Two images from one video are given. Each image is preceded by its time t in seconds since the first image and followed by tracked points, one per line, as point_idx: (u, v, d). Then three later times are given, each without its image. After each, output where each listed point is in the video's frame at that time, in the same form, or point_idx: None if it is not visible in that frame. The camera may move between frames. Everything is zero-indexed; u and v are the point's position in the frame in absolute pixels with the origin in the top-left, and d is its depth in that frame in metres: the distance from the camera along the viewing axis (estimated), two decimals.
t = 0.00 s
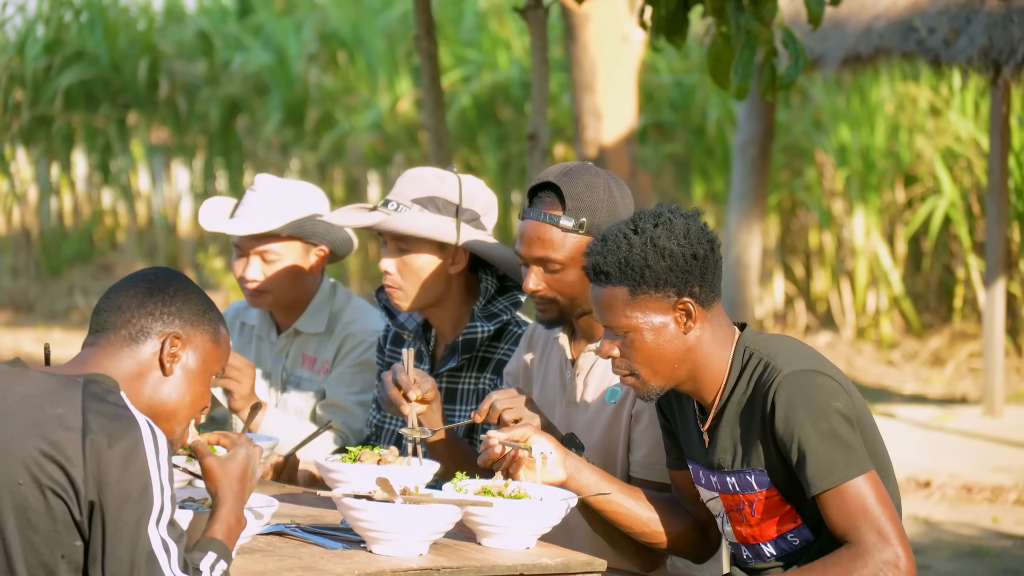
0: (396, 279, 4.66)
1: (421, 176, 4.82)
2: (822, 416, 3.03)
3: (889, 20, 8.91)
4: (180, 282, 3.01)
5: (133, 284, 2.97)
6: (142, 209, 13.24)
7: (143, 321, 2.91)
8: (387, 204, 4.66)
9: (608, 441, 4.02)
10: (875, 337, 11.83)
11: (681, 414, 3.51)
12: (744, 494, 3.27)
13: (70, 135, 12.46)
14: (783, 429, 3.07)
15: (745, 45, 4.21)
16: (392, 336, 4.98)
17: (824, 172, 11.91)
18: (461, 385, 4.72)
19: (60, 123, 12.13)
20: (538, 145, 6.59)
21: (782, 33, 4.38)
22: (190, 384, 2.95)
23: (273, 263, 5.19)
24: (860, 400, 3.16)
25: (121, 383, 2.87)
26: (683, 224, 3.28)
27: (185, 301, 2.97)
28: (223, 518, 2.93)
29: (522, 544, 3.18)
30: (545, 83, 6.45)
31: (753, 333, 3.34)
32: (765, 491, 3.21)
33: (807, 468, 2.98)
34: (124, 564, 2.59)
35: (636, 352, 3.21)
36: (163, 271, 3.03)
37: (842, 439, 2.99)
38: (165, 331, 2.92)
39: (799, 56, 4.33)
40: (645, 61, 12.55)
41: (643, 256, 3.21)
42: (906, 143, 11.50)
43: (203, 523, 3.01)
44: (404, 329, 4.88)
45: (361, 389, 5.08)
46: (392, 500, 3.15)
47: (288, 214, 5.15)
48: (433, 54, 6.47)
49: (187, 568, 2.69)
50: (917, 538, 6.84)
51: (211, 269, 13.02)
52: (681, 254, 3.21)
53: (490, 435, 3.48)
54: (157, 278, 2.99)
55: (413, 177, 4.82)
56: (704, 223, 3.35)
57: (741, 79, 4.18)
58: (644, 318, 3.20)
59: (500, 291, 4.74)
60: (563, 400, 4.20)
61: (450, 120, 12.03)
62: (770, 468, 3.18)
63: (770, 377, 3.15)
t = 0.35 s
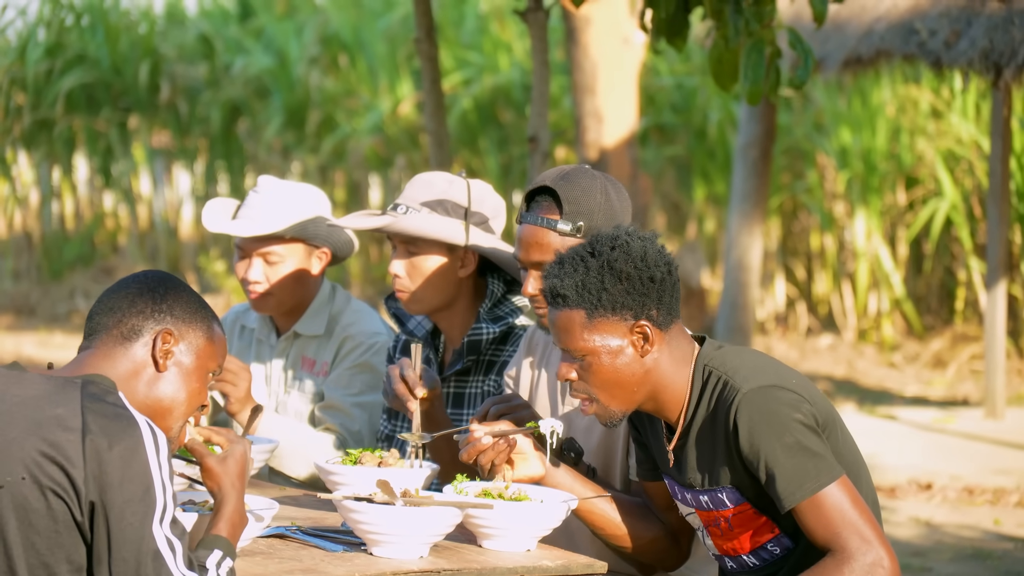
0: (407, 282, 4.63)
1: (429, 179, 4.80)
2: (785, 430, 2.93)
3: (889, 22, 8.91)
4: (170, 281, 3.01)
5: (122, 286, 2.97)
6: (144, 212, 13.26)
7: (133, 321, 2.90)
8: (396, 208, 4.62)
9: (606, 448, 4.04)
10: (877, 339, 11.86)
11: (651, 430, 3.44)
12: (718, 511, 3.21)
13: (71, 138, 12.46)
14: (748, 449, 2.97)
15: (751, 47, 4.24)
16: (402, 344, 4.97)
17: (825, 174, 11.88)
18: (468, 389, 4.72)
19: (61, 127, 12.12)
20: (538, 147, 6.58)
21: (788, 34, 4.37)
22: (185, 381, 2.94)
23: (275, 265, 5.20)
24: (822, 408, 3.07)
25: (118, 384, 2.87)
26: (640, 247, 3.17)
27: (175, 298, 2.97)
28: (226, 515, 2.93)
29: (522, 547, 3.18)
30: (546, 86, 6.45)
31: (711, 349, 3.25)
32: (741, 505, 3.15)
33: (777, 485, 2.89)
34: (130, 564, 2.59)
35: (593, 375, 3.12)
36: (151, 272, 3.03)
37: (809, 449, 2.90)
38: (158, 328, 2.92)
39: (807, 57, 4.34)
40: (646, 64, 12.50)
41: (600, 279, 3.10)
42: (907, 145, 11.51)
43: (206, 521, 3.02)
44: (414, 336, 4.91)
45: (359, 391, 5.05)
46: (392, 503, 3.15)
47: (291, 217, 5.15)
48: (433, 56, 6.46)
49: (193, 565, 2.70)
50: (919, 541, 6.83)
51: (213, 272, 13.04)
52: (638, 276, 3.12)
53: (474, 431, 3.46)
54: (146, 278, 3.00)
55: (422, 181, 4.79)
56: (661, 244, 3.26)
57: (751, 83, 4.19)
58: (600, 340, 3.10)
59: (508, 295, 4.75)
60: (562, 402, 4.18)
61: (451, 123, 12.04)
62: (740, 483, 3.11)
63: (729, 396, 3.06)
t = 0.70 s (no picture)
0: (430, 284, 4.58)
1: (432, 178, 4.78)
2: (755, 442, 2.91)
3: (890, 23, 8.90)
4: (177, 285, 3.01)
5: (129, 287, 2.98)
6: (146, 213, 13.27)
7: (136, 323, 2.91)
8: (422, 210, 4.55)
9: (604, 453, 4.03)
10: (879, 339, 11.86)
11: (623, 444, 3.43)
12: (696, 523, 3.19)
13: (73, 140, 12.46)
14: (720, 466, 2.94)
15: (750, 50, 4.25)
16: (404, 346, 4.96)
17: (827, 174, 11.84)
18: (473, 387, 4.70)
19: (63, 128, 12.13)
20: (539, 148, 6.58)
21: (785, 37, 4.38)
22: (185, 385, 2.94)
23: (276, 261, 5.21)
24: (789, 414, 3.07)
25: (119, 385, 2.88)
26: (606, 270, 3.17)
27: (180, 303, 2.97)
28: (230, 507, 2.95)
29: (524, 548, 3.18)
30: (546, 87, 6.45)
31: (673, 364, 3.24)
32: (718, 516, 3.14)
33: (757, 496, 2.87)
34: (137, 562, 2.59)
35: (548, 391, 3.15)
36: (159, 276, 3.03)
37: (785, 455, 2.88)
38: (160, 332, 2.92)
39: (801, 60, 4.32)
40: (647, 65, 12.52)
41: (558, 298, 3.11)
42: (908, 146, 11.51)
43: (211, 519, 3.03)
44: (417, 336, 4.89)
45: (361, 391, 5.04)
46: (393, 504, 3.15)
47: (291, 211, 5.15)
48: (434, 57, 6.46)
49: (201, 559, 2.71)
50: (920, 541, 6.83)
51: (214, 274, 13.04)
52: (596, 302, 3.11)
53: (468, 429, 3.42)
54: (154, 280, 3.00)
55: (433, 180, 4.74)
56: (630, 267, 3.25)
57: (745, 85, 4.17)
58: (552, 358, 3.12)
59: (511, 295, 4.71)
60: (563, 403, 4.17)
61: (452, 124, 12.05)
62: (715, 496, 3.10)
63: (696, 413, 3.03)
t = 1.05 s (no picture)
0: (448, 287, 4.58)
1: (443, 181, 4.80)
2: (756, 442, 2.91)
3: (891, 24, 8.90)
4: (173, 287, 3.02)
5: (126, 290, 2.99)
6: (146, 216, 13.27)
7: (135, 325, 2.91)
8: (445, 212, 4.59)
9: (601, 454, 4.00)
10: (880, 341, 11.85)
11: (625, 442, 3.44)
12: (694, 523, 3.19)
13: (73, 142, 12.46)
14: (721, 465, 2.95)
15: (751, 49, 4.22)
16: (402, 346, 4.96)
17: (827, 176, 11.84)
18: (473, 388, 4.68)
19: (64, 130, 12.10)
20: (540, 150, 6.58)
21: (787, 36, 4.39)
22: (186, 385, 2.94)
23: (277, 257, 5.19)
24: (791, 414, 3.07)
25: (119, 386, 2.88)
26: (605, 257, 3.21)
27: (178, 303, 2.98)
28: (234, 508, 2.93)
29: (524, 549, 3.18)
30: (546, 88, 6.46)
31: (676, 361, 3.24)
32: (717, 516, 3.14)
33: (756, 496, 2.87)
34: (141, 562, 2.60)
35: (550, 381, 3.14)
36: (155, 278, 3.04)
37: (785, 456, 2.89)
38: (158, 333, 2.92)
39: (805, 58, 4.33)
40: (647, 66, 12.53)
41: (559, 284, 3.15)
42: (909, 147, 11.51)
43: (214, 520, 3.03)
44: (417, 337, 4.91)
45: (365, 390, 5.04)
46: (393, 506, 3.14)
47: (290, 206, 5.15)
48: (435, 59, 6.46)
49: (203, 559, 2.72)
50: (921, 542, 6.83)
51: (215, 276, 13.04)
52: (596, 285, 3.15)
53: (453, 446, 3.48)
54: (146, 283, 3.00)
55: (444, 185, 4.76)
56: (628, 258, 3.27)
57: (749, 84, 4.17)
58: (556, 348, 3.12)
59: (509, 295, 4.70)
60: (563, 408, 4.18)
61: (453, 126, 12.06)
62: (715, 495, 3.09)
63: (697, 412, 3.03)
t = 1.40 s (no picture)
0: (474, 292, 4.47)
1: (480, 186, 4.67)
2: (788, 430, 2.95)
3: (890, 24, 8.90)
4: (171, 287, 3.01)
5: (124, 290, 2.99)
6: (146, 217, 13.27)
7: (132, 326, 2.91)
8: (484, 220, 4.51)
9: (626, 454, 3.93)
10: (879, 341, 11.84)
11: (652, 426, 3.45)
12: (717, 510, 3.22)
13: (73, 143, 12.46)
14: (750, 449, 2.99)
15: (749, 51, 4.21)
16: (405, 343, 4.92)
17: (827, 176, 11.85)
18: (483, 393, 4.61)
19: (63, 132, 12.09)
20: (539, 150, 6.58)
21: (787, 38, 4.37)
22: (183, 386, 2.93)
23: (279, 252, 5.20)
24: (823, 406, 3.09)
25: (119, 388, 2.88)
26: (648, 237, 3.21)
27: (177, 303, 2.98)
28: (225, 503, 2.93)
29: (525, 550, 3.17)
30: (546, 88, 6.46)
31: (714, 346, 3.27)
32: (738, 505, 3.17)
33: (780, 484, 2.91)
34: (142, 561, 2.59)
35: (597, 365, 3.12)
36: (153, 278, 3.03)
37: (812, 449, 2.93)
38: (156, 335, 2.92)
39: (803, 62, 4.32)
40: (647, 66, 12.55)
41: (606, 266, 3.14)
42: (908, 147, 11.51)
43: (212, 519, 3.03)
44: (427, 336, 4.82)
45: (369, 390, 5.03)
46: (394, 507, 3.14)
47: (291, 200, 5.16)
48: (434, 60, 6.45)
49: (205, 556, 2.71)
50: (921, 542, 6.82)
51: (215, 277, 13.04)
52: (645, 265, 3.15)
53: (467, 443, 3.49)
54: (142, 284, 3.00)
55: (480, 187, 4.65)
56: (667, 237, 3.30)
57: (746, 86, 4.16)
58: (605, 329, 3.11)
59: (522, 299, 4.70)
60: (561, 406, 4.13)
61: (452, 126, 12.06)
62: (740, 483, 3.13)
63: (731, 395, 3.07)
